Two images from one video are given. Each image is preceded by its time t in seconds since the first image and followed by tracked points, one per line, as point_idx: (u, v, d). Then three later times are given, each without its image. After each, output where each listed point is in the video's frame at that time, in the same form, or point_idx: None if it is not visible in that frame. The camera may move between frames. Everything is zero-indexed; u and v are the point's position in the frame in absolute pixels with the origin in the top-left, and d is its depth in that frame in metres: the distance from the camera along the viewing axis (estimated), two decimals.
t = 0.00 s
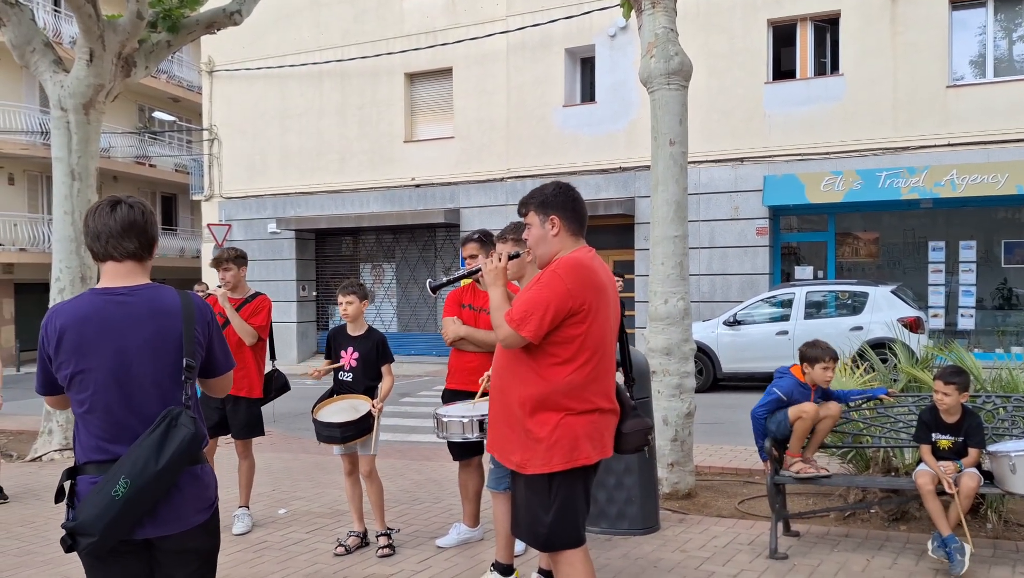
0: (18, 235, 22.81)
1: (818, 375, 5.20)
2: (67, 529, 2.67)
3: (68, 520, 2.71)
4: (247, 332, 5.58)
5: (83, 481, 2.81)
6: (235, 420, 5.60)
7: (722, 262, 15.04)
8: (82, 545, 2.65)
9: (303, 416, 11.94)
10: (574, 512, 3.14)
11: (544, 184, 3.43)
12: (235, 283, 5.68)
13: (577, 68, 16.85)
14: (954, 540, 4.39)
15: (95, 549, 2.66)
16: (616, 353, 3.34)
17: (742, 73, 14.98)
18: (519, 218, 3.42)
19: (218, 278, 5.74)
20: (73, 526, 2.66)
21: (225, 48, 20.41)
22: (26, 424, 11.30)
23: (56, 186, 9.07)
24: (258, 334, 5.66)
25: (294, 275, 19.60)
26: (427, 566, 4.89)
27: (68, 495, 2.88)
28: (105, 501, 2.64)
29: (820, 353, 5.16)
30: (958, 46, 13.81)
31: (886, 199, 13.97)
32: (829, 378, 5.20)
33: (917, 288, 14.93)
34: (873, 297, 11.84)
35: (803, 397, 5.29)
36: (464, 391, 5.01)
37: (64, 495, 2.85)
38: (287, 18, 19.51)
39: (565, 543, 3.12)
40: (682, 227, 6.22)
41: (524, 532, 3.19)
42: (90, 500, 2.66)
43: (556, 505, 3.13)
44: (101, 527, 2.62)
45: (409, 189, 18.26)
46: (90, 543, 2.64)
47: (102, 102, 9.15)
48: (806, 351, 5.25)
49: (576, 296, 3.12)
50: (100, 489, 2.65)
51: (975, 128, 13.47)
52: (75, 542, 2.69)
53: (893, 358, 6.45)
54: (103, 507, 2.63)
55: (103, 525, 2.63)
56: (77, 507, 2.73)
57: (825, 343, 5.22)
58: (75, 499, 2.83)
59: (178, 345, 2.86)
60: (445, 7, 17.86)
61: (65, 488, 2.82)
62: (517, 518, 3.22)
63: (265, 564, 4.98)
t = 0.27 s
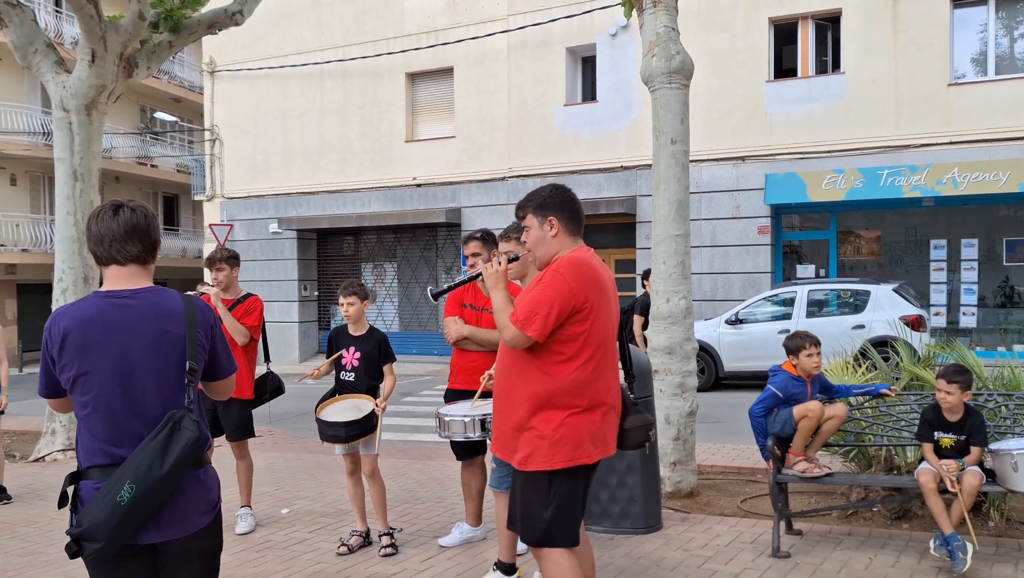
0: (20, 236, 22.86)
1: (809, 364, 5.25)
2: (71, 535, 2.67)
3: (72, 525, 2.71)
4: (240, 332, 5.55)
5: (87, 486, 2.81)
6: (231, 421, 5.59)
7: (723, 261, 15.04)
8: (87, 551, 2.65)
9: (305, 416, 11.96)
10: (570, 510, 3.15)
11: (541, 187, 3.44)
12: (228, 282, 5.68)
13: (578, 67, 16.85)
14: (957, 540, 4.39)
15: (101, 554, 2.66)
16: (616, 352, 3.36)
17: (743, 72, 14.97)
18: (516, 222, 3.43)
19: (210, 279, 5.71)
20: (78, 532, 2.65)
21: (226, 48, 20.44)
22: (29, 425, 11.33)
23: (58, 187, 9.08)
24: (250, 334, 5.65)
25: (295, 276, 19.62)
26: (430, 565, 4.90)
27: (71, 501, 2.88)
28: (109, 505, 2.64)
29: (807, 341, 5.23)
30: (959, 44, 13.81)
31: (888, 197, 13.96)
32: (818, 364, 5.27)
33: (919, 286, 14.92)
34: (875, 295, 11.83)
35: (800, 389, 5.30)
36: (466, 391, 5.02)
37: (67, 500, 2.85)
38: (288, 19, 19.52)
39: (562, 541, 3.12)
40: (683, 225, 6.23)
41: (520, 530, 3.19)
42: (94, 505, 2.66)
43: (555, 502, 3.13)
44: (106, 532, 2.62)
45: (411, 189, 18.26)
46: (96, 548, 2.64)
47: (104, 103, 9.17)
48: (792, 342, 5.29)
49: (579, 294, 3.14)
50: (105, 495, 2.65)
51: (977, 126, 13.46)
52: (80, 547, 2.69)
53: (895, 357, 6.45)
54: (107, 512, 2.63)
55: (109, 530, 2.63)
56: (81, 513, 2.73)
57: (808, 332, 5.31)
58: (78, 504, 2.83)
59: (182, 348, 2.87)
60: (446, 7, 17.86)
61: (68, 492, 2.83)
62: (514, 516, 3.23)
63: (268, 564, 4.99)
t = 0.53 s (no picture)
0: (21, 236, 22.89)
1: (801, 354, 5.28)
2: (74, 551, 2.67)
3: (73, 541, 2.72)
4: (232, 332, 5.50)
5: (86, 500, 2.82)
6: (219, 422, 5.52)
7: (724, 259, 15.04)
8: (89, 567, 2.66)
9: (307, 415, 11.97)
10: (560, 507, 3.17)
11: (542, 184, 3.43)
12: (219, 282, 5.68)
13: (578, 66, 16.83)
14: (958, 537, 4.39)
15: (104, 570, 2.66)
16: (611, 351, 3.37)
17: (743, 71, 14.96)
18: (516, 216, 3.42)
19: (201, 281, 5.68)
20: (81, 548, 2.66)
21: (227, 48, 20.46)
22: (31, 424, 11.34)
23: (59, 187, 9.08)
24: (242, 334, 5.63)
25: (296, 275, 19.62)
26: (432, 564, 4.90)
27: (72, 514, 2.89)
28: (111, 523, 2.64)
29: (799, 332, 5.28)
30: (961, 41, 13.79)
31: (889, 195, 13.95)
32: (810, 355, 5.28)
33: (920, 284, 14.91)
34: (876, 294, 11.82)
35: (796, 380, 5.30)
36: (467, 390, 5.03)
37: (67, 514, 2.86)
38: (289, 18, 19.52)
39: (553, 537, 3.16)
40: (685, 224, 6.23)
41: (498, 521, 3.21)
42: (94, 521, 2.66)
43: (547, 501, 3.14)
44: (109, 548, 2.63)
45: (411, 188, 18.26)
46: (99, 564, 2.65)
47: (105, 103, 9.17)
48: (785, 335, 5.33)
49: (574, 293, 3.15)
50: (106, 512, 2.65)
51: (978, 124, 13.45)
52: (83, 563, 2.70)
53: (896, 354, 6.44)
54: (109, 529, 2.63)
55: (110, 547, 2.63)
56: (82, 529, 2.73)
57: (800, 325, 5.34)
58: (79, 519, 2.84)
59: (182, 361, 2.87)
60: (446, 6, 17.86)
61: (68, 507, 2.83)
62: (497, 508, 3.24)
63: (270, 563, 5.00)
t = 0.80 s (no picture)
0: (23, 235, 22.92)
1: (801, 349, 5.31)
2: (68, 557, 2.66)
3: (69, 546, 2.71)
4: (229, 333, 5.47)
5: (85, 503, 2.83)
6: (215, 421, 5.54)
7: (726, 258, 15.04)
8: (83, 572, 2.64)
9: (308, 414, 11.98)
10: (554, 505, 3.15)
11: (531, 182, 3.45)
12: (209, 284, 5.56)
13: (579, 64, 16.82)
14: (960, 535, 4.40)
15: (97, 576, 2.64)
16: (598, 350, 3.34)
17: (744, 69, 14.96)
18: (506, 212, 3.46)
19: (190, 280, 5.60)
20: (75, 553, 2.64)
21: (228, 47, 20.47)
22: (33, 423, 11.35)
23: (61, 186, 9.09)
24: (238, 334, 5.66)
25: (298, 274, 19.64)
26: (434, 562, 4.91)
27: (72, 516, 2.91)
28: (103, 530, 2.61)
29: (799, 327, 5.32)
30: (962, 39, 13.78)
31: (891, 193, 13.94)
32: (809, 350, 5.32)
33: (922, 282, 14.91)
34: (878, 292, 11.82)
35: (796, 374, 5.31)
36: (469, 390, 5.05)
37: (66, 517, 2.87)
38: (290, 17, 19.52)
39: (547, 537, 3.12)
40: (686, 222, 6.23)
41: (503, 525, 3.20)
42: (87, 528, 2.64)
43: (535, 500, 3.12)
44: (102, 555, 2.60)
45: (412, 187, 18.27)
46: (92, 570, 2.63)
47: (106, 102, 9.18)
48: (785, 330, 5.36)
49: (551, 292, 3.14)
50: (98, 519, 2.63)
51: (980, 122, 13.43)
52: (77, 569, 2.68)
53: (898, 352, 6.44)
54: (102, 536, 2.61)
55: (103, 555, 2.61)
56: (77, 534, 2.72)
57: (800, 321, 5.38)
58: (77, 522, 2.85)
59: (177, 367, 2.85)
60: (447, 4, 17.85)
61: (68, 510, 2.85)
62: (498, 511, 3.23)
63: (272, 561, 5.01)
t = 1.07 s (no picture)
0: (24, 235, 22.96)
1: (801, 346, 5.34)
2: (65, 539, 2.69)
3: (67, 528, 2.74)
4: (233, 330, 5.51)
5: (87, 488, 2.85)
6: (217, 417, 5.55)
7: (727, 256, 15.03)
8: (78, 553, 2.67)
9: (310, 412, 11.99)
10: (533, 507, 3.14)
11: (509, 182, 3.48)
12: (205, 282, 5.55)
13: (581, 62, 16.81)
14: (961, 532, 4.39)
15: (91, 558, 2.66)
16: (582, 351, 3.29)
17: (746, 67, 14.94)
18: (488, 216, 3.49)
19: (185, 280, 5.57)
20: (71, 535, 2.67)
21: (229, 46, 20.48)
22: (36, 423, 11.36)
23: (62, 185, 9.09)
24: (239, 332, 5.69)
25: (299, 273, 19.64)
26: (436, 560, 4.91)
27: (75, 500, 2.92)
28: (97, 512, 2.64)
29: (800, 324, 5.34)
30: (964, 36, 13.74)
31: (892, 191, 13.93)
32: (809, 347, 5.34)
33: (923, 280, 14.90)
34: (879, 290, 11.81)
35: (794, 369, 5.37)
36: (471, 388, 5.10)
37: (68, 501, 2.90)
38: (291, 16, 19.51)
39: (528, 540, 3.13)
40: (688, 220, 6.23)
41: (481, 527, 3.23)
42: (85, 510, 2.67)
43: (514, 503, 3.13)
44: (95, 537, 2.63)
45: (413, 186, 18.27)
46: (86, 552, 2.65)
47: (107, 101, 9.18)
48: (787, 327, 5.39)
49: (524, 294, 3.13)
50: (94, 502, 2.65)
51: (981, 119, 13.42)
52: (74, 549, 2.71)
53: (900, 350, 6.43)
54: (96, 518, 2.63)
55: (97, 536, 2.63)
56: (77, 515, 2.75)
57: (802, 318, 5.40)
58: (79, 506, 2.87)
59: (174, 355, 2.83)
60: (448, 2, 17.83)
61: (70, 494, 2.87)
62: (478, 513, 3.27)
63: (275, 559, 5.01)
